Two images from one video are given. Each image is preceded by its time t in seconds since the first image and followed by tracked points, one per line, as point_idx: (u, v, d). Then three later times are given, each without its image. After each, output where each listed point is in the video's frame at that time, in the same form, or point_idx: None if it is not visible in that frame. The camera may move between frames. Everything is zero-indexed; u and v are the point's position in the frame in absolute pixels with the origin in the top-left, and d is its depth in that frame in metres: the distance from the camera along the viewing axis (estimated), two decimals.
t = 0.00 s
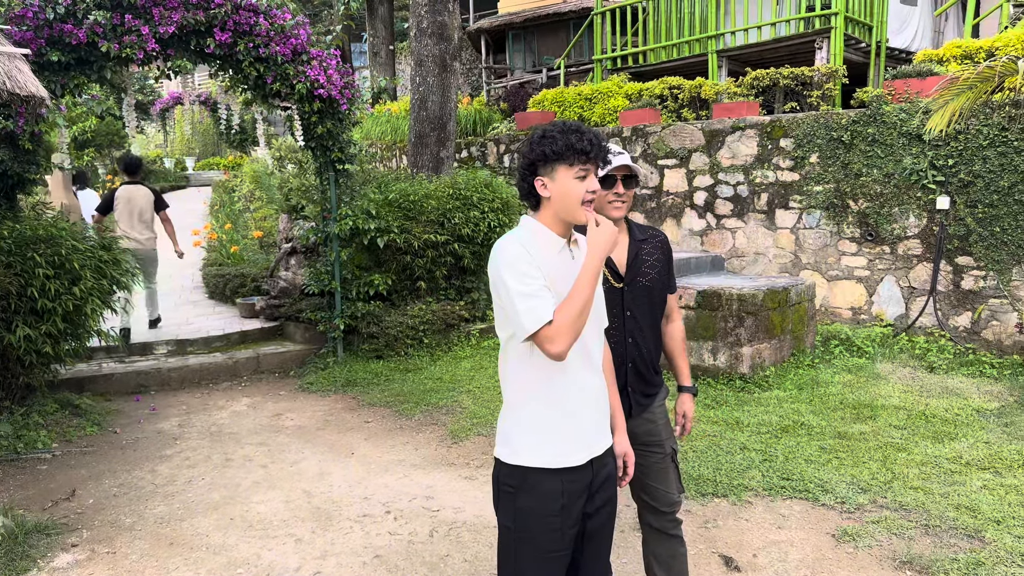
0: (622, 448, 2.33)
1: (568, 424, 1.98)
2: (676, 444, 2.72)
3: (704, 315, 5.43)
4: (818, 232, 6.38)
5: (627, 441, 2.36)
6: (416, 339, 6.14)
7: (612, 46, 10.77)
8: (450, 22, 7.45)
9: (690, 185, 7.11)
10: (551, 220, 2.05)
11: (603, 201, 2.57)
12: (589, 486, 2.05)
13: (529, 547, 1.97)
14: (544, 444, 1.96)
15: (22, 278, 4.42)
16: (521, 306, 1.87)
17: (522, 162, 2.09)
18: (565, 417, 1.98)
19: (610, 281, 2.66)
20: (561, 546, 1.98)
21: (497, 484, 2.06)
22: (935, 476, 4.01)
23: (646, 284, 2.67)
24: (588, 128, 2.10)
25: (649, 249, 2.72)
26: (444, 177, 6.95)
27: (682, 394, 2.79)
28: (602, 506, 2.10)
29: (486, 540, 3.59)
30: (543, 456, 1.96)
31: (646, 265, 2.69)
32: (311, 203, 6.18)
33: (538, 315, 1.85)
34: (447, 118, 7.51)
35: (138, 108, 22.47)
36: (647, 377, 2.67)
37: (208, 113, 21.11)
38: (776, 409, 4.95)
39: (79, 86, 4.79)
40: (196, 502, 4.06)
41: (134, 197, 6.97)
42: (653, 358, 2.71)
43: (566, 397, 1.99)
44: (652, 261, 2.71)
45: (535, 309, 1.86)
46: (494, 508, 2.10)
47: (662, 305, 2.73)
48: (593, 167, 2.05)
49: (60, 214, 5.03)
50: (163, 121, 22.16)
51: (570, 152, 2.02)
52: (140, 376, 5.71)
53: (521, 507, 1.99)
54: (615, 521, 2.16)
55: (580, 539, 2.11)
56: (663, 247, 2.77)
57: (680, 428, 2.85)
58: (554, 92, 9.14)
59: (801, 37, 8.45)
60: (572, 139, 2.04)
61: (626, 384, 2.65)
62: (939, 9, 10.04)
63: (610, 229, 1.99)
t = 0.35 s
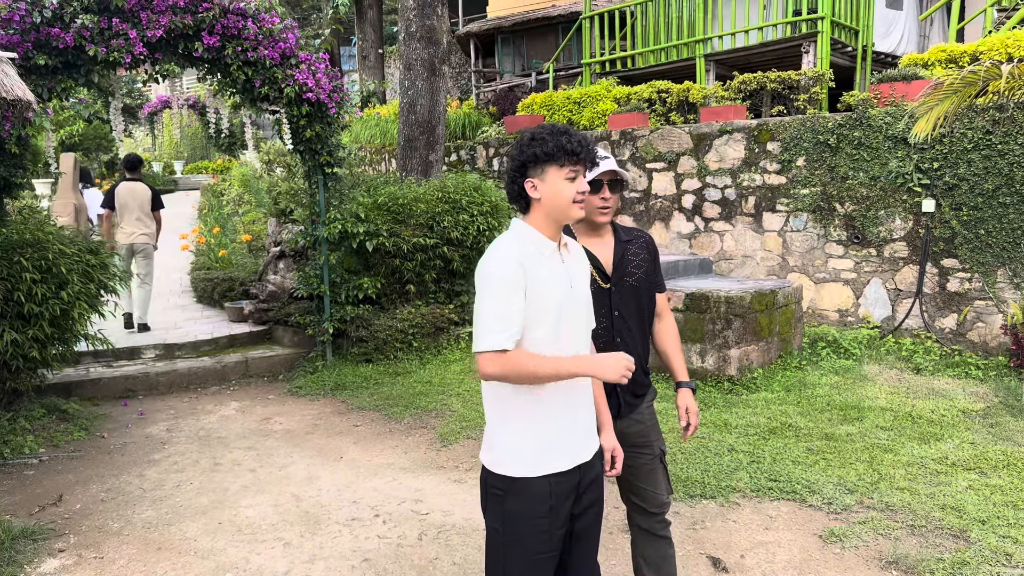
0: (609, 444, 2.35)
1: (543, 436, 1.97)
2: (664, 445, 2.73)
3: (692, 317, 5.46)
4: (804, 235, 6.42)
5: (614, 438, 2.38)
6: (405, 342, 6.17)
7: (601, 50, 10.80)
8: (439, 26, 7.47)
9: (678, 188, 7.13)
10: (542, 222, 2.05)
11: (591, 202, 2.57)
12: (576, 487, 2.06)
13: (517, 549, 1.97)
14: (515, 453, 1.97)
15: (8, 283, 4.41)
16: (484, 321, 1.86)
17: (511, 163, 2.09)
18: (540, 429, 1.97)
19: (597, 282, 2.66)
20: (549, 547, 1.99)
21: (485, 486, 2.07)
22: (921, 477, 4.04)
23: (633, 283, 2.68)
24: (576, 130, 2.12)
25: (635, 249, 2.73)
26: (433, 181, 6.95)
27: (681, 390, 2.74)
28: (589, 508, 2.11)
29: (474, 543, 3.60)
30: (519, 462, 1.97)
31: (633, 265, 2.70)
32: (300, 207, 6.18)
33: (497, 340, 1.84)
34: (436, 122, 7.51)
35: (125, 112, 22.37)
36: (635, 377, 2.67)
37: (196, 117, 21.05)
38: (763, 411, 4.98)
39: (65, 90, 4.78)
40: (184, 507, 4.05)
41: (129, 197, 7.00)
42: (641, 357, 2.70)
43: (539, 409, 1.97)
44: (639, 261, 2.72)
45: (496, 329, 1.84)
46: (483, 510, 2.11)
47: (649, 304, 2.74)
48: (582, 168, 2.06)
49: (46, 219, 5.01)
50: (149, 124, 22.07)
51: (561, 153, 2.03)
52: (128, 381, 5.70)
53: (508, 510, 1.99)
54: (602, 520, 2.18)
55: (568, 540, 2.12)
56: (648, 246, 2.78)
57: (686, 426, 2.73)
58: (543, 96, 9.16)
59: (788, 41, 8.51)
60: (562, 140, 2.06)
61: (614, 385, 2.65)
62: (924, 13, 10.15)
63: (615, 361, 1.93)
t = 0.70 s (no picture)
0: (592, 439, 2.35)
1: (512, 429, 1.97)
2: (650, 449, 2.75)
3: (682, 322, 5.49)
4: (793, 240, 6.46)
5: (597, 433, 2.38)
6: (396, 347, 6.18)
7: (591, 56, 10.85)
8: (429, 33, 7.46)
9: (668, 193, 7.17)
10: (528, 223, 2.07)
11: (580, 209, 2.59)
12: (564, 490, 2.06)
13: (506, 551, 1.98)
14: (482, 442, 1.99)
15: None
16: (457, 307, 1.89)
17: (496, 168, 2.12)
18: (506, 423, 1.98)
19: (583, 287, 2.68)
20: (537, 549, 1.99)
21: (474, 489, 2.07)
22: (908, 479, 4.08)
23: (618, 289, 2.70)
24: (560, 135, 2.16)
25: (621, 256, 2.75)
26: (424, 187, 6.97)
27: (658, 397, 2.81)
28: (577, 509, 2.11)
29: (464, 548, 3.61)
30: (489, 449, 1.99)
31: (619, 271, 2.72)
32: (291, 213, 6.19)
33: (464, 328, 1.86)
34: (427, 127, 7.53)
35: (115, 117, 22.34)
36: (620, 382, 2.69)
37: (187, 122, 21.03)
38: (752, 415, 5.01)
39: (56, 97, 4.78)
40: (175, 513, 4.06)
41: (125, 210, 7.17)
42: (626, 363, 2.72)
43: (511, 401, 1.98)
44: (624, 268, 2.74)
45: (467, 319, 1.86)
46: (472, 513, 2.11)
47: (635, 310, 2.76)
48: (566, 170, 2.09)
49: (37, 225, 5.02)
50: (141, 130, 22.03)
51: (545, 156, 2.06)
52: (118, 387, 5.69)
53: (496, 511, 1.99)
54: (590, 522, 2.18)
55: (557, 543, 2.12)
56: (634, 253, 2.81)
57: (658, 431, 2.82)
58: (534, 102, 9.18)
59: (777, 48, 8.58)
60: (545, 143, 2.09)
61: (599, 390, 2.67)
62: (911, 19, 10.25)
63: (530, 444, 1.92)
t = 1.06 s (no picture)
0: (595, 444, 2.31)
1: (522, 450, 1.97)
2: (645, 455, 2.75)
3: (678, 327, 5.50)
4: (787, 246, 6.48)
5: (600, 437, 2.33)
6: (392, 353, 6.17)
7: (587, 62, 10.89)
8: (425, 38, 7.47)
9: (663, 199, 7.18)
10: (521, 230, 2.07)
11: (575, 216, 2.58)
12: (559, 496, 2.06)
13: (500, 557, 1.97)
14: (492, 465, 1.98)
15: None
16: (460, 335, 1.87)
17: (487, 175, 2.13)
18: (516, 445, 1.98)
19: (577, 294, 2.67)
20: (532, 555, 1.98)
21: (469, 496, 2.07)
22: (903, 485, 4.09)
23: (613, 297, 2.70)
24: (552, 141, 2.16)
25: (615, 264, 2.75)
26: (420, 193, 6.98)
27: (650, 404, 2.81)
28: (572, 515, 2.12)
29: (460, 554, 3.60)
30: (498, 471, 1.98)
31: (614, 279, 2.72)
32: (287, 218, 6.19)
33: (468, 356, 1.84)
34: (423, 133, 7.54)
35: (111, 121, 22.34)
36: (615, 389, 2.68)
37: (183, 127, 21.02)
38: (747, 421, 5.01)
39: (50, 102, 4.77)
40: (169, 519, 4.05)
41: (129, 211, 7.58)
42: (621, 370, 2.72)
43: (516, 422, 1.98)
44: (619, 275, 2.74)
45: (472, 345, 1.84)
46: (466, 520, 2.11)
47: (629, 317, 2.76)
48: (556, 176, 2.09)
49: (31, 231, 5.01)
50: (136, 134, 22.02)
51: (534, 162, 2.07)
52: (113, 393, 5.69)
53: (491, 518, 1.99)
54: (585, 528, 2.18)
55: (551, 549, 2.12)
56: (628, 261, 2.81)
57: (651, 440, 2.82)
58: (529, 108, 9.20)
59: (771, 54, 8.62)
60: (534, 149, 2.10)
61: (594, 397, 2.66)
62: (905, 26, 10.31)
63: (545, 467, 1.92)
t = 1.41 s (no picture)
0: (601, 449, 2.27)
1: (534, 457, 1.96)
2: (649, 462, 2.73)
3: (680, 332, 5.48)
4: (790, 250, 6.46)
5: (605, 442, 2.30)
6: (393, 356, 6.16)
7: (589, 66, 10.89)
8: (428, 42, 7.48)
9: (665, 204, 7.17)
10: (524, 235, 2.06)
11: (579, 220, 2.57)
12: (564, 504, 2.05)
13: (504, 565, 1.95)
14: (504, 473, 1.97)
15: None
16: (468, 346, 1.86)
17: (491, 179, 2.12)
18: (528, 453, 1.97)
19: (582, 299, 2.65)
20: (536, 563, 1.96)
21: (472, 502, 2.05)
22: (907, 491, 4.06)
23: (618, 302, 2.67)
24: (555, 145, 2.14)
25: (621, 269, 2.73)
26: (421, 196, 6.97)
27: (656, 410, 2.78)
28: (578, 522, 2.11)
29: (461, 559, 3.57)
30: (507, 480, 1.96)
31: (619, 284, 2.69)
32: (288, 221, 6.17)
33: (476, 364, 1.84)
34: (425, 136, 7.55)
35: (113, 125, 22.43)
36: (619, 395, 2.66)
37: (184, 130, 21.07)
38: (750, 426, 4.99)
39: (52, 104, 4.77)
40: (169, 523, 4.02)
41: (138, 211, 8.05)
42: (625, 376, 2.70)
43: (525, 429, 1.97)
44: (625, 280, 2.72)
45: (480, 354, 1.84)
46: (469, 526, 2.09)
47: (634, 323, 2.73)
48: (559, 180, 2.07)
49: (32, 233, 5.00)
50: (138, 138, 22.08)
51: (535, 166, 2.05)
52: (113, 396, 5.67)
53: (496, 526, 1.96)
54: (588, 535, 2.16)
55: (554, 556, 2.10)
56: (635, 266, 2.78)
57: (657, 447, 2.79)
58: (531, 112, 9.19)
59: (773, 59, 8.61)
60: (535, 154, 2.08)
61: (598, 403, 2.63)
62: (907, 31, 10.31)
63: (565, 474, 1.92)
